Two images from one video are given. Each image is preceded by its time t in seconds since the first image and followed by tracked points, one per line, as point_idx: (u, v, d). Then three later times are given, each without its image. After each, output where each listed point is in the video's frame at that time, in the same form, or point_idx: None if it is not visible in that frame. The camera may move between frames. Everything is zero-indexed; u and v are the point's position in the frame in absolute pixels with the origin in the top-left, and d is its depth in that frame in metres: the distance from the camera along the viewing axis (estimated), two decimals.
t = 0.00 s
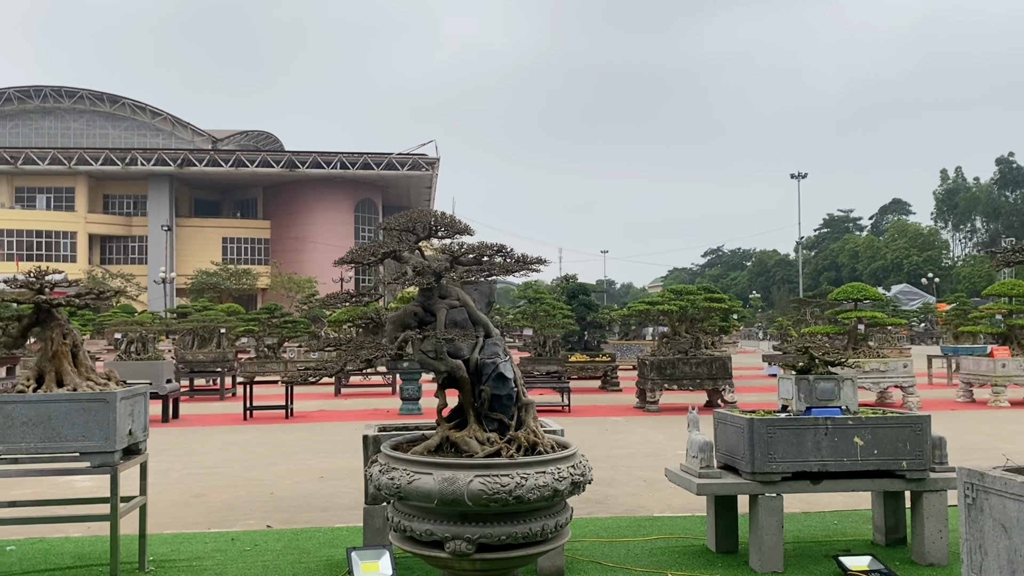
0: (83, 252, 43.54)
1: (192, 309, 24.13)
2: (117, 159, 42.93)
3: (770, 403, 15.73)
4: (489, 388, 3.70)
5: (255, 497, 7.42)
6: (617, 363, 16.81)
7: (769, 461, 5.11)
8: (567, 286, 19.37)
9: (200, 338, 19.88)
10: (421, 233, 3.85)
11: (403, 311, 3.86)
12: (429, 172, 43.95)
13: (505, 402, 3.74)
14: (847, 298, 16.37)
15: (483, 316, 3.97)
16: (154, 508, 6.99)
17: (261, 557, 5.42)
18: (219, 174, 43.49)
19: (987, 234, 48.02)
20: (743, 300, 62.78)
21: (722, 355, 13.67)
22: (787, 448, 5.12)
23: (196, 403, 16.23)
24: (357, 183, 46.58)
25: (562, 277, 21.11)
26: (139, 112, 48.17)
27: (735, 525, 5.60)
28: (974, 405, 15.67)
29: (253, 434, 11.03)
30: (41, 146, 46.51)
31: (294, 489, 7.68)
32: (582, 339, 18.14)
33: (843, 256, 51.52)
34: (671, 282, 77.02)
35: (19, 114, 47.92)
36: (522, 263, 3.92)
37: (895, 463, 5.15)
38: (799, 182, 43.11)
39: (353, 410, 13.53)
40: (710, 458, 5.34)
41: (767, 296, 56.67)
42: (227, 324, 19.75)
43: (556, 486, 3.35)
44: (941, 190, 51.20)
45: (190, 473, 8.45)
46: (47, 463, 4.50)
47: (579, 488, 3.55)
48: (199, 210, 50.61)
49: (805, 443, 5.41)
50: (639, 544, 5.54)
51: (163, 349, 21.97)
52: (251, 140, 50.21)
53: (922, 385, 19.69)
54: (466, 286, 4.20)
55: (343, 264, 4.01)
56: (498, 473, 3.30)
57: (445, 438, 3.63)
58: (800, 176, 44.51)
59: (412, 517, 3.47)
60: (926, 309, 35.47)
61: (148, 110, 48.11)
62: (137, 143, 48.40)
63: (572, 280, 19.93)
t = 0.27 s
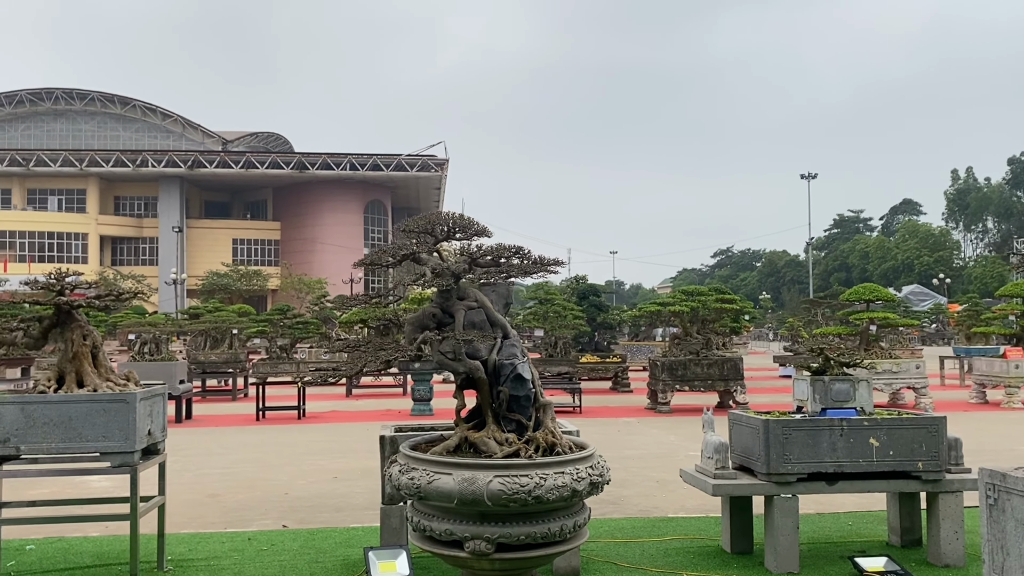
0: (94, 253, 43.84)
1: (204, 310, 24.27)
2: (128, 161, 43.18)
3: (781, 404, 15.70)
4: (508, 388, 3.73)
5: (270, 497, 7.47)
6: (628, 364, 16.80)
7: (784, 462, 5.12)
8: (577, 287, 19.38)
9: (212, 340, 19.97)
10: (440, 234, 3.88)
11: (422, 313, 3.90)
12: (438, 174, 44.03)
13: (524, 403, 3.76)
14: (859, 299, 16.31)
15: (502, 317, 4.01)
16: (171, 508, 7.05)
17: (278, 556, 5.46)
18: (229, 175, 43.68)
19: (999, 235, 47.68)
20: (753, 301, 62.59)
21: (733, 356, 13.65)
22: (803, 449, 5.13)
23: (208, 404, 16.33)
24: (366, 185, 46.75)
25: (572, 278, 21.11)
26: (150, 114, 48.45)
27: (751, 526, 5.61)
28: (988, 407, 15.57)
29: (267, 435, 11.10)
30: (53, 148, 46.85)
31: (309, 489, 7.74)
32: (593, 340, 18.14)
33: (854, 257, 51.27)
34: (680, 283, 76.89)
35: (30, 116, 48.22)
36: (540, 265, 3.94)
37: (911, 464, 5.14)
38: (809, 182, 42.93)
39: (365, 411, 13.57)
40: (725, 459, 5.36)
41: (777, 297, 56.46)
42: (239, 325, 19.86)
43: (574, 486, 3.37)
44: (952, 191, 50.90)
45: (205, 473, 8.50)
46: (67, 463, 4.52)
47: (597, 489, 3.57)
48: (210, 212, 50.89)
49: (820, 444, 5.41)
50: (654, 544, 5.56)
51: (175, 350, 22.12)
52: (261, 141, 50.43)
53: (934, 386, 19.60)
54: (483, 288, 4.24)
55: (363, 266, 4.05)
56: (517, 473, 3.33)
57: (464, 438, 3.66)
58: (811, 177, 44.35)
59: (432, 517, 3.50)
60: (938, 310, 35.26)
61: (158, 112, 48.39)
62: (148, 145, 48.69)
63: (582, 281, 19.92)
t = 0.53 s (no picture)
0: (106, 254, 44.15)
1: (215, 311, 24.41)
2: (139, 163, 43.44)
3: (793, 405, 15.67)
4: (525, 390, 3.75)
5: (285, 497, 7.53)
6: (638, 365, 16.80)
7: (799, 463, 5.12)
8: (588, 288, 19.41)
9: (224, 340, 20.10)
10: (457, 236, 3.91)
11: (439, 315, 3.94)
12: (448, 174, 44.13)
13: (541, 404, 3.78)
14: (871, 300, 16.26)
15: (519, 319, 4.03)
16: (188, 508, 7.11)
17: (294, 556, 5.50)
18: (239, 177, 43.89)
19: (1011, 235, 47.36)
20: (763, 301, 62.43)
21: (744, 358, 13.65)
22: (818, 451, 5.13)
23: (221, 404, 16.43)
24: (376, 186, 46.94)
25: (583, 279, 21.13)
26: (161, 115, 48.76)
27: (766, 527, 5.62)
28: (1001, 408, 15.48)
29: (280, 435, 11.18)
30: (65, 150, 47.21)
31: (324, 489, 7.79)
32: (603, 340, 18.17)
33: (865, 257, 51.03)
34: (690, 284, 76.72)
35: (43, 118, 48.57)
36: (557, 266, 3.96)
37: (927, 466, 5.13)
38: (820, 182, 42.77)
39: (377, 412, 13.62)
40: (740, 460, 5.37)
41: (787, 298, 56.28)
42: (251, 326, 19.98)
43: (592, 487, 3.39)
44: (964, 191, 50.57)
45: (220, 474, 8.56)
46: (87, 462, 4.55)
47: (614, 490, 3.59)
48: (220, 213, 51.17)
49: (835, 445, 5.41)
50: (670, 546, 5.57)
51: (187, 351, 22.27)
52: (272, 143, 50.67)
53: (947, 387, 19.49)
54: (500, 289, 4.27)
55: (381, 267, 4.09)
56: (535, 474, 3.35)
57: (482, 439, 3.68)
58: (821, 177, 44.18)
59: (450, 517, 3.53)
60: (949, 310, 35.06)
61: (169, 114, 48.70)
62: (159, 146, 49.01)
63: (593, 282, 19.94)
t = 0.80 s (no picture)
0: (116, 255, 44.41)
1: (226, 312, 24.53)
2: (150, 164, 43.66)
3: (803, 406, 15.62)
4: (540, 391, 3.76)
5: (297, 497, 7.57)
6: (648, 366, 16.78)
7: (812, 465, 5.11)
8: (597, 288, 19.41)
9: (235, 341, 20.21)
10: (471, 238, 3.92)
11: (454, 316, 3.96)
12: (456, 175, 44.20)
13: (555, 405, 3.79)
14: (882, 300, 16.19)
15: (532, 320, 4.05)
16: (201, 508, 7.16)
17: (308, 556, 5.53)
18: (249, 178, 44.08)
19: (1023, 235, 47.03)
20: (773, 302, 62.26)
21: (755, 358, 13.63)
22: (831, 452, 5.11)
23: (232, 405, 16.52)
24: (385, 187, 47.09)
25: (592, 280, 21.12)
26: (171, 117, 49.04)
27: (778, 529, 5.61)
28: (1014, 409, 15.39)
29: (291, 436, 11.24)
30: (76, 151, 47.55)
31: (336, 489, 7.82)
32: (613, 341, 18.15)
33: (875, 257, 50.78)
34: (699, 284, 76.53)
35: (53, 120, 48.88)
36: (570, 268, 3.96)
37: (941, 467, 5.11)
38: (829, 182, 42.58)
39: (387, 413, 13.67)
40: (753, 461, 5.37)
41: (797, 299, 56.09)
42: (261, 327, 20.08)
43: (607, 489, 3.40)
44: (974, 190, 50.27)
45: (232, 474, 8.60)
46: (103, 463, 4.59)
47: (629, 491, 3.59)
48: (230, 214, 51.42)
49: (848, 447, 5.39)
50: (682, 547, 5.57)
51: (198, 352, 22.41)
52: (281, 144, 50.88)
53: (958, 388, 19.39)
54: (514, 291, 4.28)
55: (395, 269, 4.11)
56: (550, 476, 3.36)
57: (497, 440, 3.69)
58: (830, 177, 43.99)
59: (465, 518, 3.54)
60: (961, 310, 34.85)
61: (179, 115, 48.98)
62: (169, 148, 49.29)
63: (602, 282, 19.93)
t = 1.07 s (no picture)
0: (127, 256, 44.62)
1: (236, 313, 24.61)
2: (160, 165, 43.86)
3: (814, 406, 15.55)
4: (554, 392, 3.74)
5: (309, 497, 7.58)
6: (658, 367, 16.74)
7: (828, 465, 5.07)
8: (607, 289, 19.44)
9: (245, 341, 20.29)
10: (484, 238, 3.90)
11: (468, 316, 3.95)
12: (465, 175, 44.26)
13: (570, 405, 3.76)
14: (894, 300, 16.11)
15: (547, 320, 4.04)
16: (213, 508, 7.18)
17: (320, 556, 5.53)
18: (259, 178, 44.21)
19: None
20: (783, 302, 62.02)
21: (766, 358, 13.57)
22: (847, 453, 5.08)
23: (242, 406, 16.56)
24: (394, 187, 47.23)
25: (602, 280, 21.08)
26: (181, 118, 49.31)
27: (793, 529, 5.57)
28: None
29: (302, 436, 11.26)
30: (87, 153, 47.84)
31: (347, 490, 7.82)
32: (623, 341, 18.13)
33: (885, 258, 50.54)
34: (709, 285, 76.31)
35: (64, 121, 49.17)
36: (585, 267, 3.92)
37: (958, 468, 5.06)
38: (839, 182, 42.40)
39: (397, 413, 13.68)
40: (767, 462, 5.35)
41: (807, 299, 55.89)
42: (272, 327, 20.14)
43: (623, 489, 3.38)
44: (986, 190, 49.96)
45: (243, 474, 8.61)
46: (116, 463, 4.60)
47: (644, 492, 3.57)
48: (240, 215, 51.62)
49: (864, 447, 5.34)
50: (696, 548, 5.54)
51: (209, 352, 22.51)
52: (291, 145, 51.06)
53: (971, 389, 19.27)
54: (529, 290, 4.26)
55: (409, 269, 4.10)
56: (566, 476, 3.34)
57: (511, 441, 3.67)
58: (841, 177, 43.81)
59: (480, 519, 3.53)
60: (972, 310, 34.65)
61: (190, 116, 49.22)
62: (180, 149, 49.55)
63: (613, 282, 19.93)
